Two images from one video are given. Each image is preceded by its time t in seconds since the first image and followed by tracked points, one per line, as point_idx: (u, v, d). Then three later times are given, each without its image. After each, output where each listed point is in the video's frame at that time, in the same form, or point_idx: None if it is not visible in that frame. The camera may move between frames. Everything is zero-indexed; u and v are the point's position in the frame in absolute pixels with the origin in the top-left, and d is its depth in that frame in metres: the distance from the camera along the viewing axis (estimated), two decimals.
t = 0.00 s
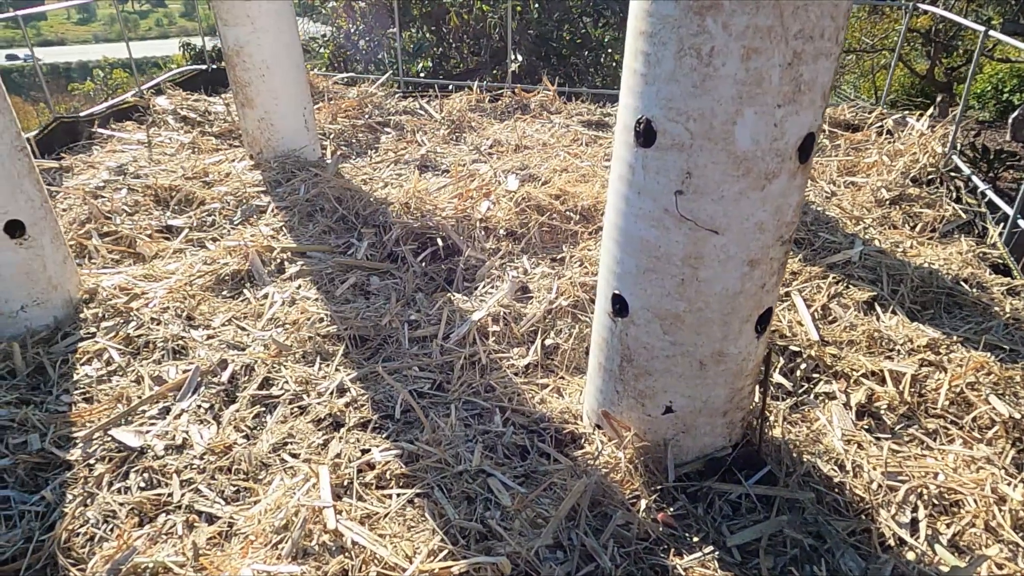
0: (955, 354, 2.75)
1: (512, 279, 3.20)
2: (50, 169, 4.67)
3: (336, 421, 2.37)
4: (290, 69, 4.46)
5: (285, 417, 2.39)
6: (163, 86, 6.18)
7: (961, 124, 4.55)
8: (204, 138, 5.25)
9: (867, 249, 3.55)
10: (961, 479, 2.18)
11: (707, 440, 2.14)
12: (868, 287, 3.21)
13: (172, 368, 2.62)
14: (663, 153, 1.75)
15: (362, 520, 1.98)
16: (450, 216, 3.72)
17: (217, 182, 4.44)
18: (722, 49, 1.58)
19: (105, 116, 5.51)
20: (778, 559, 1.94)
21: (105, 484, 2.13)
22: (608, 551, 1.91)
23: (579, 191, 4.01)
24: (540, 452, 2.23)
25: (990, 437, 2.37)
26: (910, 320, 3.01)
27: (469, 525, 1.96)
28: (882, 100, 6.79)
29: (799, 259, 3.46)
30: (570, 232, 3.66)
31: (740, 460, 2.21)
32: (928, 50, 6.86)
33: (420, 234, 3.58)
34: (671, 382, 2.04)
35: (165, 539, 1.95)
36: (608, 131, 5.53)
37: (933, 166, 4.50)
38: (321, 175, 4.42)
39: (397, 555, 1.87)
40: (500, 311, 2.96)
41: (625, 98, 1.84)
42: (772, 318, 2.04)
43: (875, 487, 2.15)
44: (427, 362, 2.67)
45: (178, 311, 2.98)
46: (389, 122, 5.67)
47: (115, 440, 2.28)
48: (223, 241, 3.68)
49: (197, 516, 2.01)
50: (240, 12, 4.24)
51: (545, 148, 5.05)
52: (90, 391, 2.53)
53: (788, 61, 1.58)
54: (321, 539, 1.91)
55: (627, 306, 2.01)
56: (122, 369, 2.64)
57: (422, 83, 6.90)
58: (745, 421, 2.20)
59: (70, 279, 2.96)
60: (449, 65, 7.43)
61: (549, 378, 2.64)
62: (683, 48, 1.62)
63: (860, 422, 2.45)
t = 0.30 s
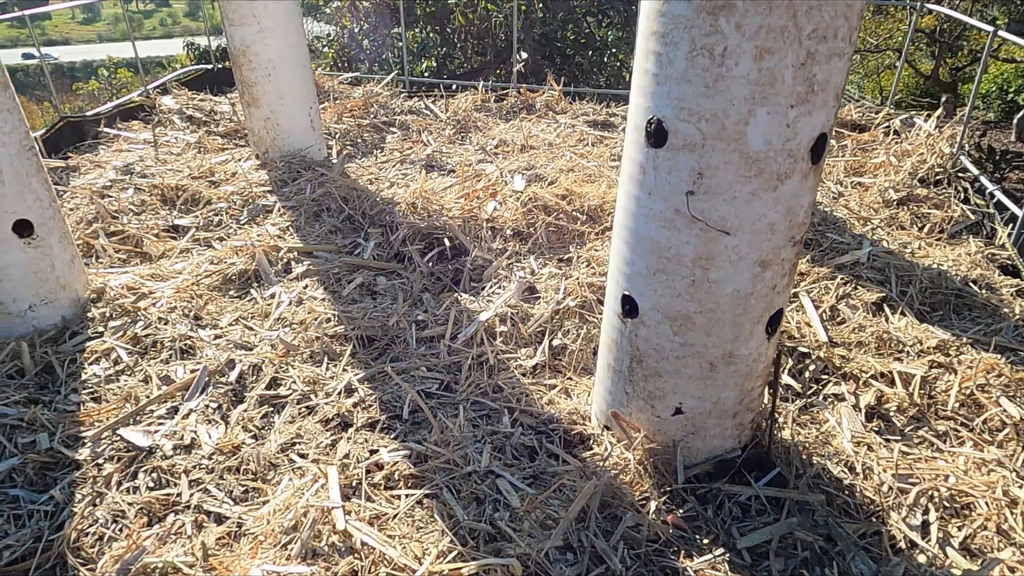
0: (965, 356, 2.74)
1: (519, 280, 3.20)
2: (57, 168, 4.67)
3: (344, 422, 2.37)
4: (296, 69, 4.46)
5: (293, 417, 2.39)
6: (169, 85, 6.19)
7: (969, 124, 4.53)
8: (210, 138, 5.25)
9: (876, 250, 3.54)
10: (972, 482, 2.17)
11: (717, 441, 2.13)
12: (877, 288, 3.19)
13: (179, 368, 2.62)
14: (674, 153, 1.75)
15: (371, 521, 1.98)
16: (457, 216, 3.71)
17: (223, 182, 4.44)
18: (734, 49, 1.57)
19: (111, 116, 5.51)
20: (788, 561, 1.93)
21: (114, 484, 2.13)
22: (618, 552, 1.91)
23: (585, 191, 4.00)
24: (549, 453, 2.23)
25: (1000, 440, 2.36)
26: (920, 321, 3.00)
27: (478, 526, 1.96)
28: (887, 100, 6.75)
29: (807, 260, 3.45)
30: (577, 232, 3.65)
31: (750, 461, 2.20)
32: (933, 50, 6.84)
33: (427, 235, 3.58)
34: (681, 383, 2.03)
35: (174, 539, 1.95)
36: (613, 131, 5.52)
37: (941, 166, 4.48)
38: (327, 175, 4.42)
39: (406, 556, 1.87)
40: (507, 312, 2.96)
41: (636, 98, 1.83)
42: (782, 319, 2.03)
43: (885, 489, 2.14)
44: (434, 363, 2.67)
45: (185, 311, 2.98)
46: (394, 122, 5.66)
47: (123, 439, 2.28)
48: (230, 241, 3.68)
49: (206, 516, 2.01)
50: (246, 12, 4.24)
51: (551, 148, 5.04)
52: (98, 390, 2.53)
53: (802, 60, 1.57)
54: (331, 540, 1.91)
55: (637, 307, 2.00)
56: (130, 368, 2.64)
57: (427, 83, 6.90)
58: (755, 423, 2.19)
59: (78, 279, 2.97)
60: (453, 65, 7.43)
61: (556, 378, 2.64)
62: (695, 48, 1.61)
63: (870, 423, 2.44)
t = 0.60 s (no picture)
0: (975, 358, 2.73)
1: (526, 280, 3.19)
2: (63, 167, 4.68)
3: (351, 421, 2.37)
4: (302, 68, 4.46)
5: (300, 416, 2.39)
6: (174, 84, 6.19)
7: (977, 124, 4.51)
8: (216, 137, 5.25)
9: (884, 250, 3.53)
10: (982, 484, 2.16)
11: (726, 443, 2.12)
12: (885, 288, 3.18)
13: (187, 367, 2.62)
14: (685, 153, 1.74)
15: (380, 521, 1.97)
16: (463, 216, 3.70)
17: (229, 181, 4.44)
18: (747, 49, 1.56)
19: (117, 114, 5.51)
20: (798, 564, 1.92)
21: (122, 483, 2.13)
22: (628, 554, 1.90)
23: (592, 191, 3.99)
24: (557, 453, 2.22)
25: (1011, 442, 2.34)
26: (929, 323, 2.99)
27: (487, 527, 1.95)
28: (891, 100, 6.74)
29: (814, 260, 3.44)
30: (583, 232, 3.64)
31: (759, 463, 2.19)
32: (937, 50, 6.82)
33: (433, 234, 3.57)
34: (690, 384, 2.02)
35: (183, 538, 1.94)
36: (619, 131, 5.51)
37: (949, 166, 4.46)
38: (333, 174, 4.42)
39: (415, 556, 1.86)
40: (514, 312, 2.95)
41: (646, 97, 1.82)
42: (792, 320, 2.02)
43: (895, 491, 2.13)
44: (441, 363, 2.66)
45: (193, 310, 2.98)
46: (399, 121, 5.66)
47: (131, 438, 2.28)
48: (236, 240, 3.68)
49: (214, 516, 2.01)
50: (253, 11, 4.24)
51: (557, 147, 5.04)
52: (105, 389, 2.53)
53: (814, 60, 1.56)
54: (339, 540, 1.91)
55: (646, 307, 1.99)
56: (137, 367, 2.64)
57: (432, 82, 6.90)
58: (765, 424, 2.18)
59: (86, 278, 2.97)
60: (458, 65, 7.42)
61: (564, 379, 2.63)
62: (708, 48, 1.60)
63: (879, 425, 2.43)
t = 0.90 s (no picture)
0: (985, 359, 2.71)
1: (534, 279, 3.18)
2: (70, 166, 4.69)
3: (359, 421, 2.36)
4: (308, 67, 4.46)
5: (308, 416, 2.38)
6: (180, 83, 6.20)
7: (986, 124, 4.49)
8: (222, 136, 5.25)
9: (893, 250, 3.51)
10: (995, 486, 2.14)
11: (736, 444, 2.11)
12: (895, 289, 3.16)
13: (194, 366, 2.62)
14: (698, 152, 1.73)
15: (389, 521, 1.97)
16: (470, 215, 3.69)
17: (235, 180, 4.44)
18: (761, 48, 1.55)
19: (124, 113, 5.52)
20: (810, 565, 1.91)
21: (131, 482, 2.13)
22: (639, 556, 1.89)
23: (599, 191, 3.98)
24: (566, 454, 2.21)
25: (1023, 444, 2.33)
26: (939, 323, 2.97)
27: (496, 528, 1.95)
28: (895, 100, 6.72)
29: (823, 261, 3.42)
30: (590, 232, 3.63)
31: (769, 464, 2.18)
32: (942, 50, 6.79)
33: (440, 234, 3.56)
34: (701, 384, 2.01)
35: (192, 538, 1.94)
36: (625, 130, 5.50)
37: (958, 166, 4.43)
38: (339, 173, 4.41)
39: (425, 557, 1.86)
40: (522, 311, 2.94)
41: (658, 97, 1.81)
42: (804, 320, 2.01)
43: (907, 493, 2.12)
44: (449, 363, 2.65)
45: (200, 309, 2.98)
46: (405, 120, 5.65)
47: (139, 437, 2.28)
48: (243, 239, 3.68)
49: (223, 516, 2.00)
50: (259, 10, 4.24)
51: (563, 147, 5.03)
52: (114, 388, 2.53)
53: (829, 59, 1.55)
54: (349, 540, 1.90)
55: (657, 307, 1.98)
56: (145, 367, 2.64)
57: (437, 81, 6.89)
58: (775, 425, 2.17)
59: (94, 276, 2.97)
60: (462, 64, 7.41)
61: (572, 379, 2.62)
62: (721, 46, 1.59)
63: (889, 426, 2.42)
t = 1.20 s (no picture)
0: (997, 360, 2.69)
1: (542, 279, 3.17)
2: (77, 164, 4.69)
3: (368, 420, 2.36)
4: (315, 66, 4.46)
5: (317, 415, 2.38)
6: (186, 82, 6.20)
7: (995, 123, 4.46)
8: (228, 135, 5.25)
9: (903, 251, 3.49)
10: (1008, 488, 2.13)
11: (747, 445, 2.10)
12: (905, 289, 3.14)
13: (203, 365, 2.61)
14: (711, 151, 1.72)
15: (399, 521, 1.96)
16: (478, 214, 3.68)
17: (242, 178, 4.43)
18: (776, 46, 1.54)
19: (130, 111, 5.52)
20: (822, 567, 1.90)
21: (140, 481, 2.12)
22: (650, 557, 1.88)
23: (606, 190, 3.96)
24: (576, 454, 2.20)
25: None
26: (949, 324, 2.95)
27: (507, 528, 1.94)
28: (900, 100, 6.69)
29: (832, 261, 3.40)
30: (598, 231, 3.62)
31: (780, 465, 2.17)
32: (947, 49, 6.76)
33: (448, 233, 3.55)
34: (712, 385, 2.00)
35: (202, 537, 1.94)
36: (632, 129, 5.48)
37: (967, 165, 4.41)
38: (346, 172, 4.40)
39: (436, 557, 1.85)
40: (530, 311, 2.93)
41: (671, 95, 1.80)
42: (817, 321, 2.00)
43: (919, 495, 2.11)
44: (458, 362, 2.65)
45: (208, 308, 2.98)
46: (411, 119, 5.65)
47: (149, 435, 2.27)
48: (250, 238, 3.68)
49: (232, 515, 2.00)
50: (266, 8, 4.24)
51: (569, 146, 5.02)
52: (122, 386, 2.52)
53: (845, 57, 1.54)
54: (359, 540, 1.89)
55: (669, 307, 1.97)
56: (153, 365, 2.64)
57: (442, 80, 6.89)
58: (787, 426, 2.16)
59: (101, 275, 2.97)
60: (467, 63, 7.40)
61: (581, 379, 2.61)
62: (736, 44, 1.58)
63: (901, 427, 2.40)
